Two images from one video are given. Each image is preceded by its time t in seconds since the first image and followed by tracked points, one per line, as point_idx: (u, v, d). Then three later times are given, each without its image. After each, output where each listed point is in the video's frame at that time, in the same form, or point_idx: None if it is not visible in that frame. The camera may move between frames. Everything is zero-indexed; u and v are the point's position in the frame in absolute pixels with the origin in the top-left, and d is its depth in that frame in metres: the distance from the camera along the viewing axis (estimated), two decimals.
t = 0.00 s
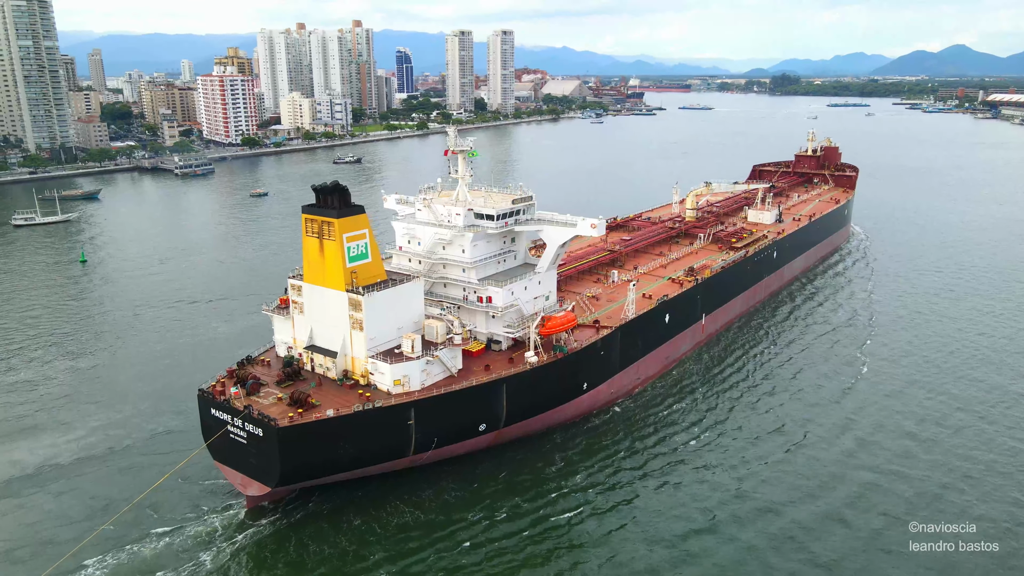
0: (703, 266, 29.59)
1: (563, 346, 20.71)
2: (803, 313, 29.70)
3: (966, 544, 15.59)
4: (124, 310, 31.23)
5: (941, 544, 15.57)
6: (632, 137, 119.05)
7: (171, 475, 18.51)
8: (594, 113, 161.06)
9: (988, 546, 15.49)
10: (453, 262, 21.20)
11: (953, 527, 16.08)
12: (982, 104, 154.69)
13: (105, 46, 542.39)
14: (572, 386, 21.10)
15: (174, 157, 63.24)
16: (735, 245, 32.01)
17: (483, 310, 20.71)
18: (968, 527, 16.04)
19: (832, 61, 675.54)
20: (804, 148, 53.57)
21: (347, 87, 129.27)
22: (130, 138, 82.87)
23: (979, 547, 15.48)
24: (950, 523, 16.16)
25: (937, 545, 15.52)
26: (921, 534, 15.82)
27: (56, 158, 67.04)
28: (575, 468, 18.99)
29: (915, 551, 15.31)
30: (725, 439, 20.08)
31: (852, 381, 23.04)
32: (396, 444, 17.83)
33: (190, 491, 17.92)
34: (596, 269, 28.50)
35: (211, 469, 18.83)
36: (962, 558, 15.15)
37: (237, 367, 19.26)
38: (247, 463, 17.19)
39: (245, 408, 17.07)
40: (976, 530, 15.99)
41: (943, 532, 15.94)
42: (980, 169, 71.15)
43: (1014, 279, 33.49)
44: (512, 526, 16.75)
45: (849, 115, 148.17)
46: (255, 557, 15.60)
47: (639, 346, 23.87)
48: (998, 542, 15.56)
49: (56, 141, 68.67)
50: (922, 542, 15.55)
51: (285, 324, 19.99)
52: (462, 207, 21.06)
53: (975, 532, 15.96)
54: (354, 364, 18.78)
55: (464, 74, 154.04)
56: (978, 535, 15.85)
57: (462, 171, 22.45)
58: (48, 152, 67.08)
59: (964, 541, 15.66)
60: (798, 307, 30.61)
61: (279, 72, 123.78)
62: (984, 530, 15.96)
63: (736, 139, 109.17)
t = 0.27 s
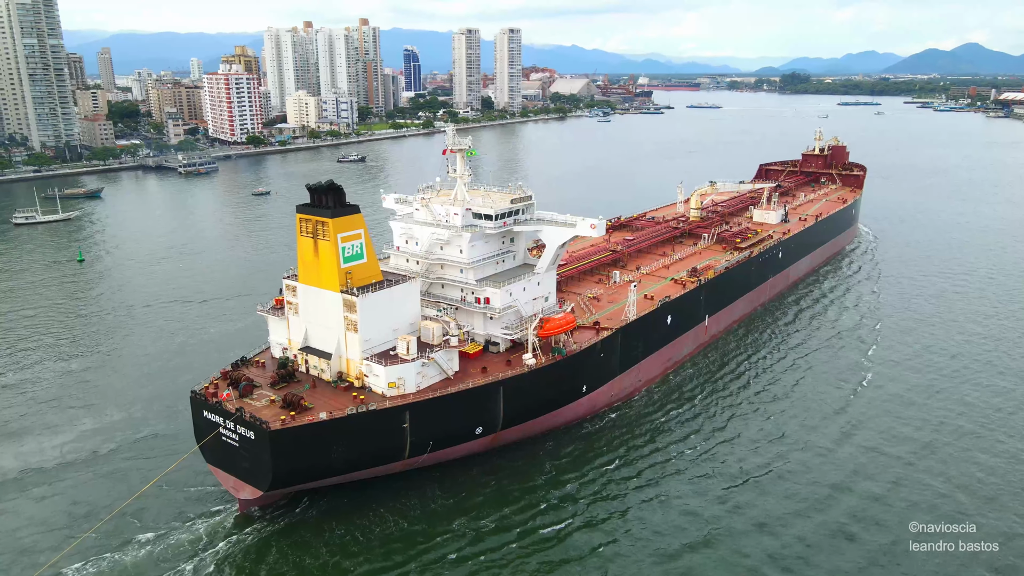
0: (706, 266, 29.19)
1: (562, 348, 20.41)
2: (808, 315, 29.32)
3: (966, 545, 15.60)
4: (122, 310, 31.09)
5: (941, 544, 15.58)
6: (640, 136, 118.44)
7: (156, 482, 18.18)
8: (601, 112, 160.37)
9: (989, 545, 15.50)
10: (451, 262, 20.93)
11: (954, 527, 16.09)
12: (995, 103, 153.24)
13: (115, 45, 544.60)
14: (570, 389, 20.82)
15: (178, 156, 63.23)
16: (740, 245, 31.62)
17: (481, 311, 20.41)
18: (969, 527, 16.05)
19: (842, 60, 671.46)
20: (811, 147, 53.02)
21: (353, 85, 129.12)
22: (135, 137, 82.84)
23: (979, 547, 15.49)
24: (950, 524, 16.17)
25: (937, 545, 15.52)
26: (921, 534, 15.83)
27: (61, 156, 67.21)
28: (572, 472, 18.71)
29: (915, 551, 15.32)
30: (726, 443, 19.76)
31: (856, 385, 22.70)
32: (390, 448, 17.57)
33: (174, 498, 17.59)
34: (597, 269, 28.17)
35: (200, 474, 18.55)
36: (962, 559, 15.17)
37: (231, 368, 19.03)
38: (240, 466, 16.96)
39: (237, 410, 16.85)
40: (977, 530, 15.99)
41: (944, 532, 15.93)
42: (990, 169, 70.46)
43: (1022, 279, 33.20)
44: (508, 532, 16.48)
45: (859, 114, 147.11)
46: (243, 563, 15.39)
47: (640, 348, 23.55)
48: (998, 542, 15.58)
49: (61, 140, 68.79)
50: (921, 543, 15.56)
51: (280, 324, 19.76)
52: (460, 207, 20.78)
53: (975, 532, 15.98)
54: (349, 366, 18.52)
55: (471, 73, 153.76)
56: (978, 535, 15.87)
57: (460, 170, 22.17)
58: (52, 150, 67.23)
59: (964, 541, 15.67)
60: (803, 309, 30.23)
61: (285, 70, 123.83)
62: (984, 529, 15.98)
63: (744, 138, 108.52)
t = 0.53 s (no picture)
0: (709, 267, 28.83)
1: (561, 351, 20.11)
2: (813, 318, 28.96)
3: (967, 545, 15.62)
4: (121, 311, 30.89)
5: (941, 544, 15.61)
6: (647, 135, 117.82)
7: (142, 488, 17.78)
8: (609, 111, 159.66)
9: (988, 546, 15.52)
10: (448, 263, 20.65)
11: (954, 527, 16.12)
12: (1007, 102, 151.81)
13: (125, 44, 546.57)
14: (569, 392, 20.52)
15: (183, 154, 63.24)
16: (745, 245, 31.23)
17: (478, 313, 20.10)
18: (968, 527, 16.07)
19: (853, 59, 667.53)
20: (818, 146, 52.53)
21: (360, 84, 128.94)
22: (141, 135, 82.72)
23: (979, 547, 15.51)
24: (950, 523, 16.20)
25: (936, 546, 15.55)
26: (921, 534, 15.86)
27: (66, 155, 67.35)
28: (570, 478, 18.44)
29: (914, 551, 15.35)
30: (727, 449, 19.45)
31: (860, 390, 22.36)
32: (385, 452, 17.32)
33: (160, 504, 17.19)
34: (598, 270, 27.83)
35: (188, 479, 18.20)
36: (961, 559, 15.19)
37: (225, 370, 18.78)
38: (231, 469, 16.73)
39: (228, 413, 16.60)
40: (976, 530, 16.02)
41: (943, 532, 15.97)
42: (1001, 169, 69.81)
43: None
44: (504, 538, 16.25)
45: (870, 113, 146.07)
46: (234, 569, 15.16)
47: (641, 350, 23.23)
48: (998, 542, 15.59)
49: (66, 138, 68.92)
50: (922, 543, 15.59)
51: (274, 325, 19.52)
52: (458, 206, 20.48)
53: (976, 532, 15.99)
54: (343, 368, 18.25)
55: (478, 71, 153.43)
56: (978, 535, 15.88)
57: (459, 170, 21.86)
58: (57, 148, 67.35)
59: (964, 541, 15.69)
60: (808, 310, 29.88)
61: (292, 69, 123.82)
62: (983, 529, 16.02)
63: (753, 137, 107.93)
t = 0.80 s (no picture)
0: (713, 268, 28.47)
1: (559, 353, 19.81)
2: (819, 320, 28.54)
3: (966, 545, 15.58)
4: (119, 311, 30.75)
5: (941, 544, 15.56)
6: (655, 133, 117.25)
7: (126, 496, 17.44)
8: (616, 109, 159.08)
9: (988, 546, 15.47)
10: (446, 264, 20.38)
11: (954, 527, 16.07)
12: (1020, 100, 150.25)
13: (134, 42, 548.36)
14: (568, 396, 20.23)
15: (187, 152, 63.20)
16: (749, 246, 30.84)
17: (475, 315, 19.81)
18: (968, 527, 16.02)
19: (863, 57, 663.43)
20: (826, 145, 51.99)
21: (366, 82, 128.80)
22: (146, 134, 82.71)
23: (979, 547, 15.46)
24: (950, 524, 16.15)
25: (936, 546, 15.51)
26: (920, 534, 15.83)
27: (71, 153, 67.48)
28: (568, 483, 18.16)
29: (915, 551, 15.31)
30: (728, 455, 19.14)
31: (865, 395, 21.99)
32: (380, 456, 17.07)
33: (145, 513, 16.88)
34: (600, 270, 27.51)
35: (174, 487, 17.86)
36: (961, 559, 15.14)
37: (218, 371, 18.56)
38: (223, 472, 16.52)
39: (220, 416, 16.38)
40: (976, 530, 15.98)
41: (943, 532, 15.93)
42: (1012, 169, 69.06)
43: None
44: (499, 544, 16.02)
45: (880, 112, 144.94)
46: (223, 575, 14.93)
47: (642, 352, 22.92)
48: (998, 543, 15.55)
49: (71, 136, 69.05)
50: (921, 543, 15.55)
51: (269, 326, 19.30)
52: (456, 206, 20.21)
53: (975, 532, 15.94)
54: (337, 371, 18.00)
55: (484, 70, 153.07)
56: (978, 535, 15.83)
57: (457, 169, 21.59)
58: (63, 147, 67.49)
59: (964, 541, 15.65)
60: (813, 312, 29.51)
61: (299, 67, 123.83)
62: (983, 529, 15.98)
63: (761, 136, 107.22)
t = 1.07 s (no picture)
0: (717, 269, 28.07)
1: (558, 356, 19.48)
2: (825, 322, 28.11)
3: (966, 545, 15.46)
4: (117, 310, 30.63)
5: (941, 543, 15.44)
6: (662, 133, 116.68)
7: (108, 504, 17.02)
8: (624, 108, 158.45)
9: (989, 545, 15.36)
10: (443, 265, 20.09)
11: (954, 527, 15.95)
12: None
13: (144, 41, 550.44)
14: (567, 399, 19.90)
15: (191, 151, 63.15)
16: (754, 246, 30.43)
17: (473, 316, 19.52)
18: (969, 527, 15.90)
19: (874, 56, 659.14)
20: (834, 144, 51.42)
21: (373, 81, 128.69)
22: (152, 132, 82.78)
23: (979, 547, 15.35)
24: (950, 523, 16.03)
25: (936, 545, 15.39)
26: (920, 534, 15.70)
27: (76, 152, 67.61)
28: (566, 487, 17.83)
29: (914, 551, 15.19)
30: (729, 460, 18.77)
31: (870, 399, 21.58)
32: (373, 459, 16.78)
33: (126, 521, 16.45)
34: (602, 271, 27.18)
35: (157, 494, 17.43)
36: (961, 559, 15.02)
37: (212, 373, 18.32)
38: (215, 476, 16.28)
39: (212, 419, 16.13)
40: (976, 530, 15.85)
41: (943, 532, 15.80)
42: None
43: None
44: (493, 550, 15.73)
45: (892, 111, 143.78)
46: None
47: (643, 354, 22.57)
48: (998, 543, 15.43)
49: (76, 135, 69.15)
50: (921, 543, 15.42)
51: (264, 328, 19.05)
52: (453, 206, 19.91)
53: (976, 532, 15.82)
54: (332, 373, 17.74)
55: (492, 69, 152.75)
56: (978, 535, 15.72)
57: (455, 169, 21.30)
58: (68, 145, 67.62)
59: (964, 541, 15.54)
60: (819, 314, 29.07)
61: (306, 65, 123.82)
62: (984, 529, 15.85)
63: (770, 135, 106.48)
